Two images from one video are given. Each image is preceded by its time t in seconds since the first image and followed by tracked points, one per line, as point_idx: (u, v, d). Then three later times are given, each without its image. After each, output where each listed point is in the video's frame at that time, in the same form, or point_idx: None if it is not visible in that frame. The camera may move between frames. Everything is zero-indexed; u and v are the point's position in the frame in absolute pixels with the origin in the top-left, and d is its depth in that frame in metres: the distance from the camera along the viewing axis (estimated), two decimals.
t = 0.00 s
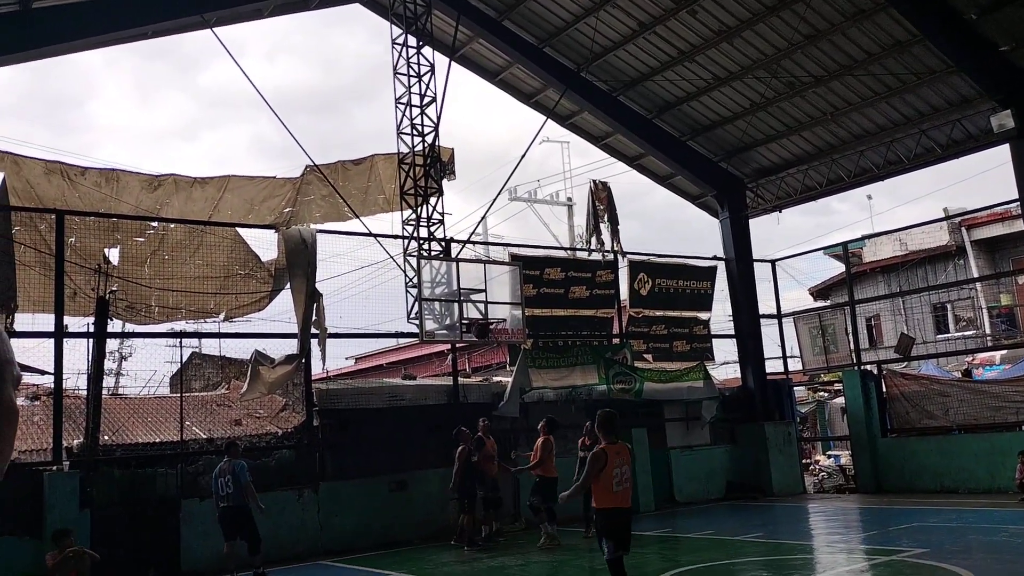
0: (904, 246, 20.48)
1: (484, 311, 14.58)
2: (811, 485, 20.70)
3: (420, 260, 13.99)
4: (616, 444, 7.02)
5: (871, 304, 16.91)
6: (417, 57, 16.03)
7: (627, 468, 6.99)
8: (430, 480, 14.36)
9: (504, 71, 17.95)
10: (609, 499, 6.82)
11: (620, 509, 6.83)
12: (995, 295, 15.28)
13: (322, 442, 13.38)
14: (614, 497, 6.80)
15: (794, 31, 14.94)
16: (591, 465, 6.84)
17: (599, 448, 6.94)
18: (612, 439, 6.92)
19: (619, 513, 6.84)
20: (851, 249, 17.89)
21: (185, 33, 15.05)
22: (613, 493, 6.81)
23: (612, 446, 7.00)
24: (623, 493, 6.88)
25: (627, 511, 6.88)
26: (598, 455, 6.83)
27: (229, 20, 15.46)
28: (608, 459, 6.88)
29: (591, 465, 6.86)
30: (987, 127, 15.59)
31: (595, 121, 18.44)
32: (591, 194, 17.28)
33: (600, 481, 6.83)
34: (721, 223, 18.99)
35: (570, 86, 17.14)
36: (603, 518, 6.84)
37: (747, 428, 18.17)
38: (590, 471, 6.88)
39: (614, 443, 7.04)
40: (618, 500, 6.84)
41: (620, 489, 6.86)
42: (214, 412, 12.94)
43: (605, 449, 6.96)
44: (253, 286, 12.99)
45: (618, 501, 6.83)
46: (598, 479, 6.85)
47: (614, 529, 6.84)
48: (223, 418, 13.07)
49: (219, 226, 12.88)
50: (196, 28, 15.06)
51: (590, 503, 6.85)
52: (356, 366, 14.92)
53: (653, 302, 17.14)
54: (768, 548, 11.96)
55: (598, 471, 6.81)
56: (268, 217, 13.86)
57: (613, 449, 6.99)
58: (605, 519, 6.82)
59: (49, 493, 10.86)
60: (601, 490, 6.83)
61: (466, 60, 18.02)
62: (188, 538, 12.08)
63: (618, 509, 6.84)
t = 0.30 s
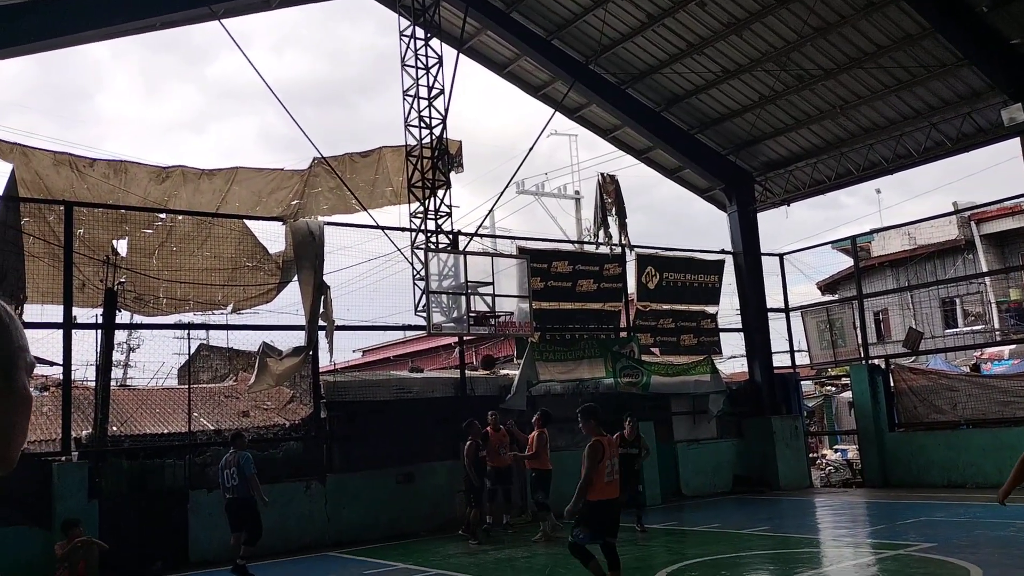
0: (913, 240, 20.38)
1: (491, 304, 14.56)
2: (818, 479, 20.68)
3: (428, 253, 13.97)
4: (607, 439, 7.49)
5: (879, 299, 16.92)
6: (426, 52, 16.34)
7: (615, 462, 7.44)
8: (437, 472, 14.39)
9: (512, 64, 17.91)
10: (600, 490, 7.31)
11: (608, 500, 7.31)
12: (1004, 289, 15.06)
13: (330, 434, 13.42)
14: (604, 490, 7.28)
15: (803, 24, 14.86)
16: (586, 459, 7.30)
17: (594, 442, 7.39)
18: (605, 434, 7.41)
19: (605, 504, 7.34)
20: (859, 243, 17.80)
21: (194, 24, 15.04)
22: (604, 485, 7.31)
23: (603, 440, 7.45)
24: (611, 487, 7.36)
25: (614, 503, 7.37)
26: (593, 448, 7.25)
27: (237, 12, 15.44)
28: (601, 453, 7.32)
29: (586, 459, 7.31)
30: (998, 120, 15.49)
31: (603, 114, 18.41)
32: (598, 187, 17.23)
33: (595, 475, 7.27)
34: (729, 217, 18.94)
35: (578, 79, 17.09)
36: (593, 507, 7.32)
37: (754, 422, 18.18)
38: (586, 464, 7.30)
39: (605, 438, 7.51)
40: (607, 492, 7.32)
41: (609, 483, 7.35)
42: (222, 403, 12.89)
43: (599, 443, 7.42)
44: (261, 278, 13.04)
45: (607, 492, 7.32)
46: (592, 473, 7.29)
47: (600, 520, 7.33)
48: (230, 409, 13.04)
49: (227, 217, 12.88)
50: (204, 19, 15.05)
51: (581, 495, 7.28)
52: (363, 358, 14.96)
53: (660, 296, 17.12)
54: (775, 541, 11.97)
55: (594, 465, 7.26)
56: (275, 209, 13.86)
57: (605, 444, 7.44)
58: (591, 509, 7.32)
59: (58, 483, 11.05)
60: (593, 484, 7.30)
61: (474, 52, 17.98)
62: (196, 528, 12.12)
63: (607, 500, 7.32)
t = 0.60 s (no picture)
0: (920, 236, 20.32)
1: (497, 297, 14.58)
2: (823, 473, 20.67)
3: (434, 245, 13.96)
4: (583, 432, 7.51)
5: (886, 294, 16.78)
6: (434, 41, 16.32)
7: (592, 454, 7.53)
8: (441, 465, 14.42)
9: (519, 57, 17.86)
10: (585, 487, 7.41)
11: (589, 495, 7.38)
12: (1011, 285, 14.99)
13: (336, 425, 13.46)
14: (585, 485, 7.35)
15: (812, 18, 14.79)
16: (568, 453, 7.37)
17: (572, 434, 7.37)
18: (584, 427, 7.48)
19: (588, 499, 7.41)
20: (866, 238, 17.77)
21: (201, 16, 15.04)
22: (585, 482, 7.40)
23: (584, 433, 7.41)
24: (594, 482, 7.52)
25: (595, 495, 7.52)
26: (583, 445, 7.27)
27: (244, 3, 15.42)
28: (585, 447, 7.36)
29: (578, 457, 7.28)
30: (1006, 115, 15.42)
31: (610, 107, 18.37)
32: (605, 180, 17.19)
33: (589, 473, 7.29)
34: (736, 211, 18.89)
35: (585, 72, 17.04)
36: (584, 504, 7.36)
37: (759, 416, 18.18)
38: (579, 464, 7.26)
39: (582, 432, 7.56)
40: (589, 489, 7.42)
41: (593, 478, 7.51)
42: (227, 394, 13.12)
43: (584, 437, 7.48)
44: (268, 270, 13.04)
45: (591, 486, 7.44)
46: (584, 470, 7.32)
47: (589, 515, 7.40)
48: (236, 400, 13.22)
49: (233, 209, 12.90)
50: (211, 11, 15.03)
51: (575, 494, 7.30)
52: (369, 350, 15.00)
53: (666, 289, 17.10)
54: (779, 535, 11.98)
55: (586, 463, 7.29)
56: (281, 201, 13.86)
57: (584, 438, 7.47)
58: (574, 504, 7.41)
59: (65, 473, 11.08)
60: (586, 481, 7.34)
61: (481, 45, 17.94)
62: (201, 519, 12.18)
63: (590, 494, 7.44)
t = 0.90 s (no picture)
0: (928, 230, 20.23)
1: (504, 288, 14.55)
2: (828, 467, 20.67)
3: (441, 237, 13.96)
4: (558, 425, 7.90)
5: (894, 288, 16.77)
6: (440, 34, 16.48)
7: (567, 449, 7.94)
8: (448, 456, 14.46)
9: (527, 48, 17.81)
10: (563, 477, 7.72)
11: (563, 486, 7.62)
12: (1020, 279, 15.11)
13: (343, 416, 13.50)
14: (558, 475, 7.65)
15: (822, 10, 14.69)
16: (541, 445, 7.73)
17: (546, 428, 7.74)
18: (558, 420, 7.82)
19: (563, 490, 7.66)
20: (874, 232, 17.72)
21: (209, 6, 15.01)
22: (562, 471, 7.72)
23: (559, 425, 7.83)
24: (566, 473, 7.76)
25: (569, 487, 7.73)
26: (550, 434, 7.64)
27: None
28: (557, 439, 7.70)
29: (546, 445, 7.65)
30: (1017, 109, 15.33)
31: (618, 99, 18.31)
32: (613, 173, 17.14)
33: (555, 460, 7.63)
34: (744, 204, 18.84)
35: (593, 63, 16.97)
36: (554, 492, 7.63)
37: (766, 410, 18.15)
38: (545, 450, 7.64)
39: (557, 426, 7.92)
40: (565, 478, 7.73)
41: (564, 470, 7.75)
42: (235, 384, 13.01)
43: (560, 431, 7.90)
44: (275, 260, 13.08)
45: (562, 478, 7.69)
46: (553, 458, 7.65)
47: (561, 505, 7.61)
48: (245, 390, 13.15)
49: (243, 200, 12.93)
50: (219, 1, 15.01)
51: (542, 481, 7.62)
52: (376, 341, 15.03)
53: (673, 282, 17.09)
54: (785, 529, 11.99)
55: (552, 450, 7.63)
56: (289, 191, 13.87)
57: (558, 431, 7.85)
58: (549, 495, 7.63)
59: (73, 461, 11.16)
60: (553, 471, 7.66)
61: (489, 36, 17.90)
62: (209, 507, 12.26)
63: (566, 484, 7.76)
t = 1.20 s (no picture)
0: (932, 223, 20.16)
1: (507, 279, 14.55)
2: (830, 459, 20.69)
3: (444, 227, 13.94)
4: (529, 419, 8.15)
5: (898, 280, 16.76)
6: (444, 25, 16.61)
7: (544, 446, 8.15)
8: (449, 445, 14.48)
9: (532, 37, 17.71)
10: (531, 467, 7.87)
11: (534, 475, 7.83)
12: None
13: (345, 405, 13.55)
14: (528, 466, 7.85)
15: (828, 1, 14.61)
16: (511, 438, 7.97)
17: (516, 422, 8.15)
18: (529, 413, 8.05)
19: (535, 482, 7.85)
20: (878, 224, 17.69)
21: None
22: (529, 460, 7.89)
23: (530, 421, 8.16)
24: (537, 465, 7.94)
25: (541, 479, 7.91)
26: (517, 427, 7.91)
27: None
28: (525, 432, 7.94)
29: (513, 437, 7.92)
30: None
31: (623, 89, 18.25)
32: (616, 163, 17.09)
33: (520, 452, 7.89)
34: (748, 195, 18.81)
35: (598, 53, 16.90)
36: (524, 483, 7.84)
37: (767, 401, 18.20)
38: (511, 442, 7.92)
39: (530, 419, 8.16)
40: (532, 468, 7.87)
41: (535, 462, 7.93)
42: (238, 372, 12.88)
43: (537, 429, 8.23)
44: (278, 249, 13.06)
45: (533, 469, 7.88)
46: (519, 450, 7.92)
47: (532, 495, 7.80)
48: (247, 378, 13.02)
49: (245, 188, 12.94)
50: None
51: (509, 473, 7.87)
52: (379, 330, 15.04)
53: (676, 274, 17.06)
54: (785, 520, 12.03)
55: (516, 442, 7.89)
56: (292, 180, 13.86)
57: (529, 424, 8.09)
58: (522, 485, 7.82)
59: (77, 447, 11.19)
60: (519, 462, 7.89)
61: (493, 25, 17.83)
62: (212, 495, 12.30)
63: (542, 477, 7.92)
